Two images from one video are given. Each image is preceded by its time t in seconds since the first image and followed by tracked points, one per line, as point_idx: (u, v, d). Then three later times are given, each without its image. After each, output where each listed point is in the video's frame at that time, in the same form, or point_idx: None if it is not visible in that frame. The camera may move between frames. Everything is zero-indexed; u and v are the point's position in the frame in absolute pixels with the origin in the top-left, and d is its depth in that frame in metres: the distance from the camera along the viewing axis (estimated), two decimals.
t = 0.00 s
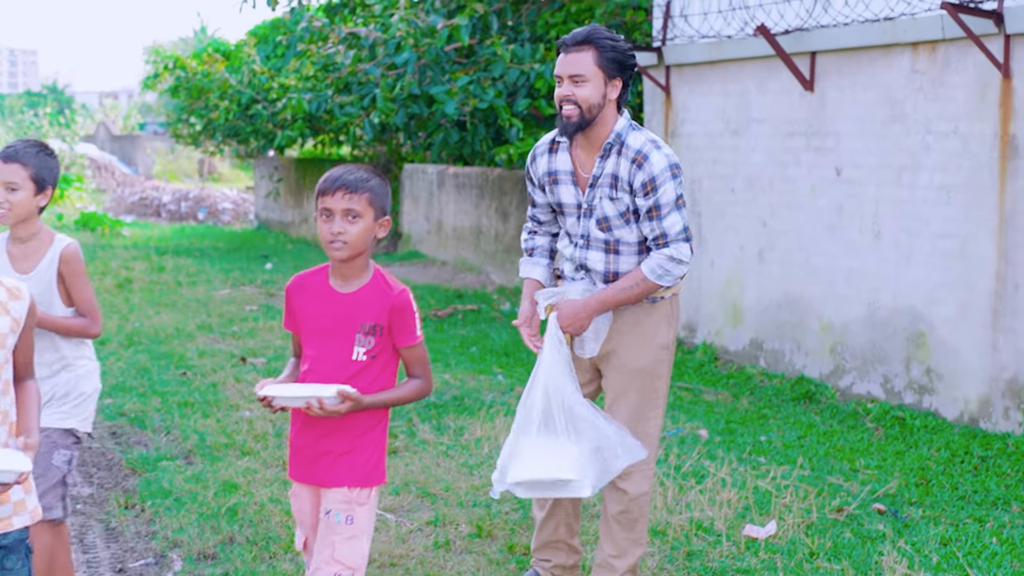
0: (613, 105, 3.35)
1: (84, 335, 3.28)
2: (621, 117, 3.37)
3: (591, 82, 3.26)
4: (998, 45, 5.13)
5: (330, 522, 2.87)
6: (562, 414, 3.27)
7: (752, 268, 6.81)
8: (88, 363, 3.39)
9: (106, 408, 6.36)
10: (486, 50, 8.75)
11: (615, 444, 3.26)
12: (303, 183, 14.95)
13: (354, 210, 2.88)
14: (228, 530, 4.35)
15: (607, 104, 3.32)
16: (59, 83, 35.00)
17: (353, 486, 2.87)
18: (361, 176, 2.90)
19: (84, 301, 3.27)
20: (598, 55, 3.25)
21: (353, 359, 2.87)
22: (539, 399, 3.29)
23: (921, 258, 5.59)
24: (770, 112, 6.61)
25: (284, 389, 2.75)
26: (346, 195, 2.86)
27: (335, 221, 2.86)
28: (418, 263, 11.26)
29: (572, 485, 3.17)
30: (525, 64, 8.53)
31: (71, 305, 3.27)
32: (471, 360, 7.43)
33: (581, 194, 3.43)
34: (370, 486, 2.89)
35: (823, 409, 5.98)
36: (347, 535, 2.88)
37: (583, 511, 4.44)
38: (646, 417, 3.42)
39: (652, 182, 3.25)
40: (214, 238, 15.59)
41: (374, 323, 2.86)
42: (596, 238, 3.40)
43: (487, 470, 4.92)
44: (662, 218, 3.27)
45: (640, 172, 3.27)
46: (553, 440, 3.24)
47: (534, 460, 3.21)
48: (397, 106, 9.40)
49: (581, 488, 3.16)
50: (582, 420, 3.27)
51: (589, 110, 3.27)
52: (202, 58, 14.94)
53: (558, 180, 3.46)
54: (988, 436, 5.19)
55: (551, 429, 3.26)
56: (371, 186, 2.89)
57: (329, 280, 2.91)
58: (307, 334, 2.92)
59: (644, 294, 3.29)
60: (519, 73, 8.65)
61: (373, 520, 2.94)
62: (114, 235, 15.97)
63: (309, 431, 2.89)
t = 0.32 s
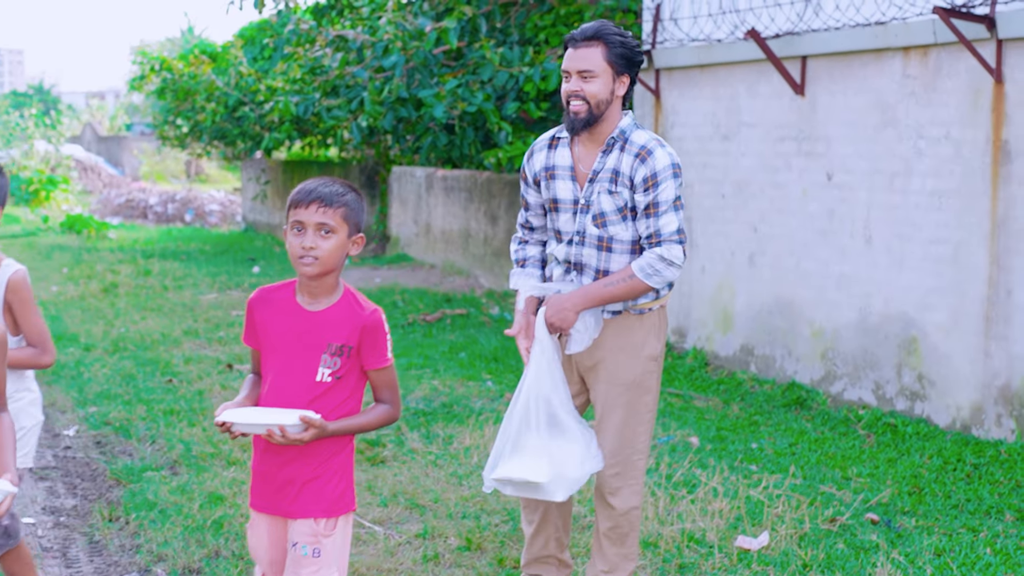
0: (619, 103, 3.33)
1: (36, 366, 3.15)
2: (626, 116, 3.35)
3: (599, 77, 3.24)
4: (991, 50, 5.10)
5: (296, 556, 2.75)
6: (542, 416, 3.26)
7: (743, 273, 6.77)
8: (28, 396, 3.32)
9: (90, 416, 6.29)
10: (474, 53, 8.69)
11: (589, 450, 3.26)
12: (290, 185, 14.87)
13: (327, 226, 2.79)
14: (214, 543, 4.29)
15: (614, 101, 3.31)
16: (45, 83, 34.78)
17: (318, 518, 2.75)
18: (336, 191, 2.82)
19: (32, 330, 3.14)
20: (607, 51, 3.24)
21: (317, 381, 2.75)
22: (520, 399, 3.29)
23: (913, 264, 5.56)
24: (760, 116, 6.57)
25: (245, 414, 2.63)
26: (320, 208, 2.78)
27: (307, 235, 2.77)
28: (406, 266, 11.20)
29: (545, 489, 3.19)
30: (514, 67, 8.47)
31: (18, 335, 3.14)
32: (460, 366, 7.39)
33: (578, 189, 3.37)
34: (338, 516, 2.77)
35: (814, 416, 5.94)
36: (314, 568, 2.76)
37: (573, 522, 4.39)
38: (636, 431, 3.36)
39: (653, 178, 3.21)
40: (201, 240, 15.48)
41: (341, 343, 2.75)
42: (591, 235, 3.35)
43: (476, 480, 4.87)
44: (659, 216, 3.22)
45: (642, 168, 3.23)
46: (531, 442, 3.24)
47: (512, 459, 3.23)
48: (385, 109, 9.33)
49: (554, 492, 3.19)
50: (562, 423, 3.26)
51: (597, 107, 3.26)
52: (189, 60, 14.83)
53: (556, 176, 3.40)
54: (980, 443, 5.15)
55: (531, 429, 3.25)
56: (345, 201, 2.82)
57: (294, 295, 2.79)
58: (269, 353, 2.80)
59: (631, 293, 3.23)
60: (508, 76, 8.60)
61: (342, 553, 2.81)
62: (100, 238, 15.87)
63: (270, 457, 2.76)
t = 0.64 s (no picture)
0: (620, 104, 3.31)
1: None
2: (626, 118, 3.33)
3: (601, 78, 3.23)
4: (982, 54, 5.07)
5: None
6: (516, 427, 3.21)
7: (732, 278, 6.73)
8: None
9: (73, 424, 6.20)
10: (461, 55, 8.64)
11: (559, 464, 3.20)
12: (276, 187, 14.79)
13: (295, 238, 2.61)
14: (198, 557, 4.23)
15: (615, 102, 3.29)
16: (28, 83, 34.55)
17: (289, 547, 2.55)
18: (304, 200, 2.64)
19: None
20: (609, 51, 3.23)
21: (283, 400, 2.55)
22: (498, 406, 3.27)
23: (903, 269, 5.53)
24: (749, 120, 6.53)
25: (207, 435, 2.44)
26: (289, 219, 2.59)
27: (274, 248, 2.58)
28: (393, 269, 11.13)
29: (510, 500, 3.19)
30: (502, 70, 8.42)
31: None
32: (447, 372, 7.33)
33: (575, 188, 3.32)
34: (309, 543, 2.59)
35: (805, 422, 5.91)
36: None
37: (562, 532, 4.34)
38: (625, 444, 3.30)
39: (652, 177, 3.19)
40: (186, 242, 15.38)
41: (309, 359, 2.55)
42: (586, 235, 3.29)
43: (463, 490, 4.81)
44: (657, 215, 3.18)
45: (641, 166, 3.21)
46: (503, 452, 3.22)
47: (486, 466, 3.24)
48: (371, 112, 9.27)
49: (518, 505, 3.18)
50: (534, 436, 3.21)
51: (599, 108, 3.24)
52: (174, 61, 14.72)
53: (551, 175, 3.35)
54: (971, 450, 5.12)
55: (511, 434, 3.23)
56: (314, 211, 2.64)
57: (259, 308, 2.59)
58: (230, 369, 2.59)
59: (622, 295, 3.18)
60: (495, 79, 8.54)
61: None
62: (85, 240, 15.75)
63: (232, 480, 2.55)
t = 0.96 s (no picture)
0: (615, 108, 3.26)
1: None
2: (620, 123, 3.28)
3: (597, 82, 3.17)
4: (972, 57, 5.02)
5: None
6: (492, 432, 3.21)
7: (720, 282, 6.68)
8: None
9: (53, 431, 6.11)
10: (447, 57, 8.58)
11: (530, 474, 3.17)
12: (261, 188, 14.69)
13: (251, 253, 2.53)
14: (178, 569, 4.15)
15: (610, 106, 3.23)
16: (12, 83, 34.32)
17: None
18: (260, 213, 2.56)
19: None
20: (605, 55, 3.17)
21: (243, 424, 2.47)
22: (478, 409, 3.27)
23: (892, 274, 5.48)
24: (737, 122, 6.49)
25: (162, 465, 2.35)
26: (245, 234, 2.51)
27: (230, 264, 2.50)
28: (378, 272, 11.06)
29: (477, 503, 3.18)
30: (488, 72, 8.35)
31: None
32: (434, 377, 7.27)
33: (566, 192, 3.26)
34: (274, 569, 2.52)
35: (793, 428, 5.86)
36: None
37: (549, 543, 4.28)
38: (612, 457, 3.24)
39: (650, 182, 3.13)
40: (169, 244, 15.26)
41: (269, 381, 2.47)
42: (577, 238, 3.22)
43: (450, 499, 4.75)
44: (654, 221, 3.12)
45: (639, 171, 3.15)
46: (477, 455, 3.21)
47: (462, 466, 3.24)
48: (356, 114, 9.19)
49: (484, 509, 3.17)
50: (510, 443, 3.20)
51: (595, 112, 3.18)
52: (158, 62, 14.60)
53: (543, 177, 3.29)
54: (961, 456, 5.08)
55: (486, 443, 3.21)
56: (270, 225, 2.56)
57: (214, 327, 2.50)
58: (184, 391, 2.50)
59: (617, 301, 3.11)
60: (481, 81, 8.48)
61: None
62: (68, 242, 15.61)
63: (188, 510, 2.46)
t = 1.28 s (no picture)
0: (603, 113, 3.19)
1: None
2: (608, 128, 3.22)
3: (585, 87, 3.11)
4: (962, 59, 4.97)
5: None
6: (467, 433, 3.14)
7: (707, 286, 6.62)
8: None
9: (32, 440, 6.00)
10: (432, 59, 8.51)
11: (505, 477, 3.08)
12: (246, 190, 14.58)
13: (189, 274, 2.39)
14: None
15: (598, 111, 3.17)
16: None
17: None
18: (197, 232, 2.43)
19: None
20: (592, 60, 3.11)
21: (181, 455, 2.33)
22: (457, 408, 3.21)
23: (882, 278, 5.43)
24: (724, 125, 6.42)
25: (97, 501, 2.20)
26: (181, 254, 2.37)
27: (165, 287, 2.36)
28: (364, 275, 10.97)
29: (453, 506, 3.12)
30: (473, 73, 8.28)
31: None
32: (419, 383, 7.19)
33: (552, 196, 3.18)
34: None
35: (782, 433, 5.81)
36: None
37: (535, 554, 4.20)
38: (597, 470, 3.17)
39: (644, 189, 3.06)
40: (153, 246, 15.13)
41: (210, 408, 2.34)
42: (562, 243, 3.14)
43: (435, 508, 4.70)
44: (649, 229, 3.06)
45: (631, 177, 3.09)
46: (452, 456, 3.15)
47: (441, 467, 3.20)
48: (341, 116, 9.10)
49: (460, 512, 3.11)
50: (486, 443, 3.12)
51: (583, 118, 3.12)
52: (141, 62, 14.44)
53: (528, 181, 3.22)
54: (952, 463, 5.02)
55: (462, 445, 3.15)
56: (208, 243, 2.43)
57: (148, 353, 2.35)
58: (118, 422, 2.35)
59: (618, 312, 3.06)
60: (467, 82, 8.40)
61: None
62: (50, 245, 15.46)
63: (127, 546, 2.33)
